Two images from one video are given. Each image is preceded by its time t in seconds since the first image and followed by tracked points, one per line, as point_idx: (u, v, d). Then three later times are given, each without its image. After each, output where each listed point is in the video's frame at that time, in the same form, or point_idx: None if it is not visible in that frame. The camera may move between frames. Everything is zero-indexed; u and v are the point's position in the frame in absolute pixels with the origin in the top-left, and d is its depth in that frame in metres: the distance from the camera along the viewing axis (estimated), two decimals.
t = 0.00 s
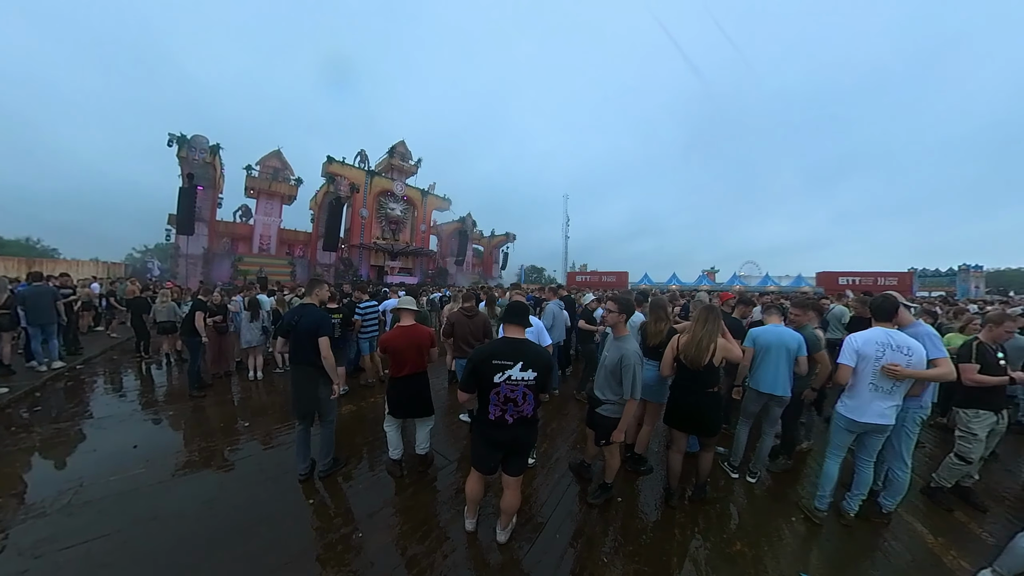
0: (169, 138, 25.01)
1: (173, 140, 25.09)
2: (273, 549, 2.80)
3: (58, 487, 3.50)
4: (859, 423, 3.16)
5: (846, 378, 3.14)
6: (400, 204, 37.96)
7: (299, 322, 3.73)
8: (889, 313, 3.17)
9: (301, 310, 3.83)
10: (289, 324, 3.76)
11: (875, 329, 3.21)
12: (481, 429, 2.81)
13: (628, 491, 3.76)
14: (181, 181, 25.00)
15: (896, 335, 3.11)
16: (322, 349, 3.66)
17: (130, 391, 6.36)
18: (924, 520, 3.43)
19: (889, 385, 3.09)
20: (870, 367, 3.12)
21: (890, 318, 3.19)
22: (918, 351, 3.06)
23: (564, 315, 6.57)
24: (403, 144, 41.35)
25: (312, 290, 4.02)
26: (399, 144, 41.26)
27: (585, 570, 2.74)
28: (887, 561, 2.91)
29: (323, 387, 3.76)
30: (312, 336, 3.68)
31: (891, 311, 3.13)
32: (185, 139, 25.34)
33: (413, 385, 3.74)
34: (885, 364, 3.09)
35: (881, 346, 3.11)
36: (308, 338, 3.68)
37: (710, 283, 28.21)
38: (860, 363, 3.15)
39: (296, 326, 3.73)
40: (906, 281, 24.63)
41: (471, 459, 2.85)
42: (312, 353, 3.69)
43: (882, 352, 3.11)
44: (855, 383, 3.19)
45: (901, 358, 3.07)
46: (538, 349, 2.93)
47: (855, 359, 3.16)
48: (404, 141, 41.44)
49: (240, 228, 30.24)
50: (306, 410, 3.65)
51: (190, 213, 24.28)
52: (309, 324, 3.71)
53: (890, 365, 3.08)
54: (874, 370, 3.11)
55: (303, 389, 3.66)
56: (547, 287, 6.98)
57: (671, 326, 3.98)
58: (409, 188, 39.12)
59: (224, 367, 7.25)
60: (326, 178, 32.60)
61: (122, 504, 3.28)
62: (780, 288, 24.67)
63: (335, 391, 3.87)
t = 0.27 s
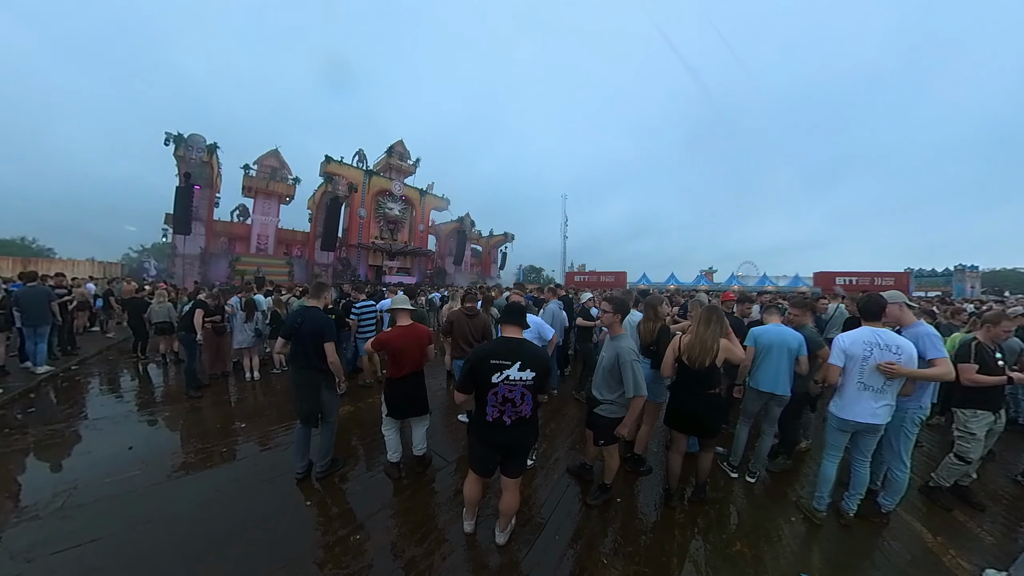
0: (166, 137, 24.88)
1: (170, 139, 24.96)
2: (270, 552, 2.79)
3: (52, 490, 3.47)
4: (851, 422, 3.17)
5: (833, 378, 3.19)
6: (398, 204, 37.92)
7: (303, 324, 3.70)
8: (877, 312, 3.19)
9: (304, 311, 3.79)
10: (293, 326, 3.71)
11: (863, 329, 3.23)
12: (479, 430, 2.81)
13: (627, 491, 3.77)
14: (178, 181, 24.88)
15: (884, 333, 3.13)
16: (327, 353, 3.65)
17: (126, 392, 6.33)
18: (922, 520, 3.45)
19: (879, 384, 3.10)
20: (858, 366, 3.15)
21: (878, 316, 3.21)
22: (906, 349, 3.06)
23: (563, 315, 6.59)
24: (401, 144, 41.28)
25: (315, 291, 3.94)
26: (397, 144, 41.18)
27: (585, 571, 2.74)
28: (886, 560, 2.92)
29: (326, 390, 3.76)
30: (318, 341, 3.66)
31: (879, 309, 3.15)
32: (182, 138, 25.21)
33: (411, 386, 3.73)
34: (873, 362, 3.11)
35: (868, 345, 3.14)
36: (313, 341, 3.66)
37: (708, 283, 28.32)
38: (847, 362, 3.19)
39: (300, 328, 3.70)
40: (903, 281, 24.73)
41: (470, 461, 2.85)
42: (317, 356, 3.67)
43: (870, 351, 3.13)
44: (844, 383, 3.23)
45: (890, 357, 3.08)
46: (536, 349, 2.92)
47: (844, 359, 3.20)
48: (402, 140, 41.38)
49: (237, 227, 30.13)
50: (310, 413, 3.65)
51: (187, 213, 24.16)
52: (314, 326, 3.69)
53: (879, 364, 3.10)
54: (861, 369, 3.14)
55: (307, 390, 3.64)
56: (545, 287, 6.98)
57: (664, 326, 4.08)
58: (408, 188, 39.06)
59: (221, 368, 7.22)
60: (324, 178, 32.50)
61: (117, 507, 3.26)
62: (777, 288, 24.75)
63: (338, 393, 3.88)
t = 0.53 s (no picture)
0: (163, 136, 24.76)
1: (167, 138, 24.84)
2: (268, 553, 2.78)
3: (48, 491, 3.45)
4: (841, 421, 3.19)
5: (819, 377, 3.24)
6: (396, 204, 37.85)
7: (305, 323, 3.70)
8: (862, 310, 3.20)
9: (305, 310, 3.79)
10: (294, 325, 3.70)
11: (850, 328, 3.26)
12: (477, 430, 2.81)
13: (626, 491, 3.77)
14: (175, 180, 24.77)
15: (868, 332, 3.15)
16: (333, 351, 3.71)
17: (123, 392, 6.30)
18: (920, 519, 3.45)
19: (865, 382, 3.10)
20: (843, 365, 3.18)
21: (864, 315, 3.23)
22: (891, 347, 3.07)
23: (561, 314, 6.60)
24: (400, 143, 41.20)
25: (314, 290, 3.89)
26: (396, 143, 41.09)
27: (584, 571, 2.74)
28: (884, 559, 2.93)
29: (326, 388, 3.75)
30: (322, 337, 3.70)
31: (863, 308, 3.16)
32: (179, 137, 25.09)
33: (409, 385, 3.73)
34: (858, 361, 3.12)
35: (852, 344, 3.16)
36: (316, 338, 3.68)
37: (706, 283, 28.37)
38: (833, 362, 3.23)
39: (302, 327, 3.70)
40: (900, 280, 24.81)
41: (469, 461, 2.84)
42: (318, 354, 3.68)
43: (854, 350, 3.15)
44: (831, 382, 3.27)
45: (875, 356, 3.08)
46: (534, 348, 2.92)
47: (829, 358, 3.24)
48: (401, 140, 41.29)
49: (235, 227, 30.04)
50: (312, 410, 3.64)
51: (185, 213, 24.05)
52: (316, 325, 3.70)
53: (864, 362, 3.11)
54: (847, 368, 3.16)
55: (305, 389, 3.62)
56: (544, 286, 6.99)
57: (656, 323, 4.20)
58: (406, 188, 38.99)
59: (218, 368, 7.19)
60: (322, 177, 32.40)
61: (113, 509, 3.24)
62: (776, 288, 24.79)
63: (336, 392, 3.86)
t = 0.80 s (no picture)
0: (162, 136, 24.70)
1: (165, 137, 24.77)
2: (268, 553, 2.78)
3: (47, 492, 3.43)
4: (837, 420, 3.18)
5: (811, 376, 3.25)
6: (395, 204, 37.82)
7: (305, 321, 3.69)
8: (855, 310, 3.21)
9: (306, 307, 3.80)
10: (293, 323, 3.68)
11: (842, 327, 3.28)
12: (476, 430, 2.81)
13: (626, 490, 3.77)
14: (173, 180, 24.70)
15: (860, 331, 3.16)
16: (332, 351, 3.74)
17: (122, 392, 6.28)
18: (919, 517, 3.46)
19: (858, 381, 3.12)
20: (835, 364, 3.19)
21: (857, 314, 3.23)
22: (883, 346, 3.08)
23: (559, 314, 6.61)
24: (399, 143, 41.15)
25: (312, 288, 3.87)
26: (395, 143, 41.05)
27: (584, 570, 2.74)
28: (883, 557, 2.93)
29: (322, 388, 3.74)
30: (321, 336, 3.70)
31: (859, 307, 3.15)
32: (177, 137, 25.02)
33: (409, 385, 3.72)
34: (851, 360, 3.13)
35: (844, 343, 3.18)
36: (316, 337, 3.69)
37: (705, 282, 28.40)
38: (826, 361, 3.24)
39: (301, 327, 3.68)
40: (898, 280, 24.90)
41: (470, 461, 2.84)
42: (318, 352, 3.68)
43: (846, 349, 3.16)
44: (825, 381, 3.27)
45: (867, 355, 3.09)
46: (533, 348, 2.92)
47: (822, 358, 3.25)
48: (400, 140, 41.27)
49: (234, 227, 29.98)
50: (305, 411, 3.62)
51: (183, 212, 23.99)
52: (318, 321, 3.72)
53: (856, 362, 3.13)
54: (839, 367, 3.17)
55: (300, 389, 3.61)
56: (544, 286, 6.99)
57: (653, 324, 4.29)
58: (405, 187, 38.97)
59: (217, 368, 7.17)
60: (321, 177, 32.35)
61: (112, 509, 3.23)
62: (774, 287, 24.86)
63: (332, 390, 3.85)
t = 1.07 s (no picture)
0: (161, 135, 24.70)
1: (165, 137, 24.76)
2: (268, 554, 2.77)
3: (46, 493, 3.43)
4: (842, 421, 3.18)
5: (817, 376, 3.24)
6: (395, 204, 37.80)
7: (300, 323, 3.68)
8: (863, 310, 3.20)
9: (301, 310, 3.79)
10: (288, 325, 3.67)
11: (849, 328, 3.27)
12: (475, 431, 2.81)
13: (626, 491, 3.76)
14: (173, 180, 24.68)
15: (867, 332, 3.15)
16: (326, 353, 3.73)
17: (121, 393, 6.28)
18: (919, 517, 3.46)
19: (865, 382, 3.11)
20: (842, 364, 3.17)
21: (863, 314, 3.22)
22: (890, 347, 3.09)
23: (558, 314, 6.61)
24: (398, 143, 41.18)
25: (308, 290, 3.87)
26: (394, 143, 41.07)
27: (584, 571, 2.74)
28: (883, 557, 2.93)
29: (319, 392, 3.75)
30: (316, 337, 3.69)
31: (865, 307, 3.16)
32: (177, 137, 25.01)
33: (408, 385, 3.73)
34: (859, 361, 3.12)
35: (852, 344, 3.16)
36: (311, 339, 3.67)
37: (705, 283, 28.43)
38: (833, 362, 3.22)
39: (296, 327, 3.67)
40: (896, 280, 24.97)
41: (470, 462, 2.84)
42: (312, 357, 3.65)
43: (854, 350, 3.15)
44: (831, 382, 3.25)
45: (874, 355, 3.09)
46: (532, 348, 2.91)
47: (827, 358, 3.24)
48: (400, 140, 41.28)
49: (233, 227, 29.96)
50: (302, 418, 3.61)
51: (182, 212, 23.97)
52: (312, 324, 3.70)
53: (863, 362, 3.12)
54: (847, 368, 3.15)
55: (297, 394, 3.62)
56: (544, 286, 6.99)
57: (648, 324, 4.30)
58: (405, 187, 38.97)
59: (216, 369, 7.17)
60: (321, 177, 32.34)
61: (111, 510, 3.22)
62: (773, 288, 24.94)
63: (331, 394, 3.86)
